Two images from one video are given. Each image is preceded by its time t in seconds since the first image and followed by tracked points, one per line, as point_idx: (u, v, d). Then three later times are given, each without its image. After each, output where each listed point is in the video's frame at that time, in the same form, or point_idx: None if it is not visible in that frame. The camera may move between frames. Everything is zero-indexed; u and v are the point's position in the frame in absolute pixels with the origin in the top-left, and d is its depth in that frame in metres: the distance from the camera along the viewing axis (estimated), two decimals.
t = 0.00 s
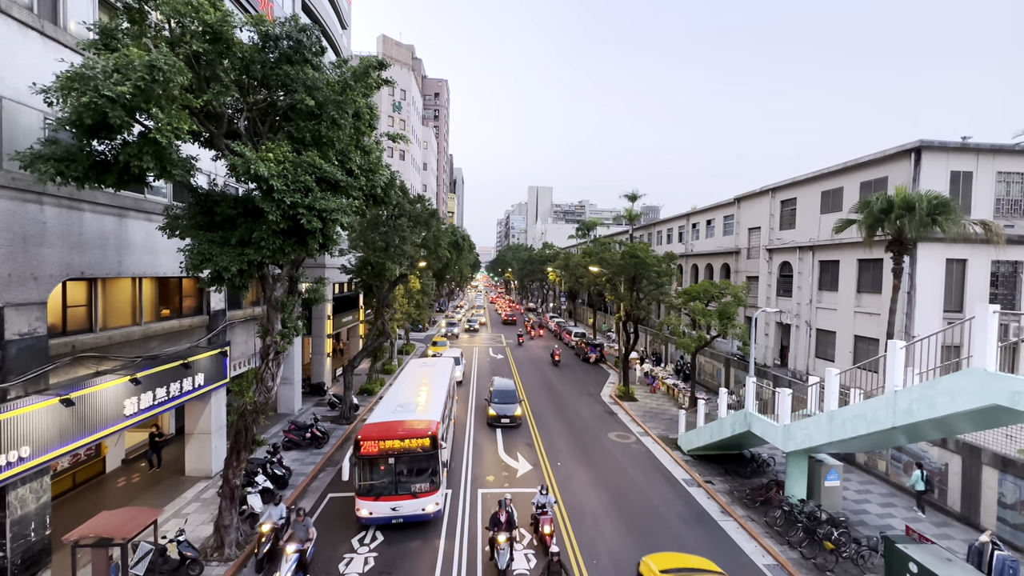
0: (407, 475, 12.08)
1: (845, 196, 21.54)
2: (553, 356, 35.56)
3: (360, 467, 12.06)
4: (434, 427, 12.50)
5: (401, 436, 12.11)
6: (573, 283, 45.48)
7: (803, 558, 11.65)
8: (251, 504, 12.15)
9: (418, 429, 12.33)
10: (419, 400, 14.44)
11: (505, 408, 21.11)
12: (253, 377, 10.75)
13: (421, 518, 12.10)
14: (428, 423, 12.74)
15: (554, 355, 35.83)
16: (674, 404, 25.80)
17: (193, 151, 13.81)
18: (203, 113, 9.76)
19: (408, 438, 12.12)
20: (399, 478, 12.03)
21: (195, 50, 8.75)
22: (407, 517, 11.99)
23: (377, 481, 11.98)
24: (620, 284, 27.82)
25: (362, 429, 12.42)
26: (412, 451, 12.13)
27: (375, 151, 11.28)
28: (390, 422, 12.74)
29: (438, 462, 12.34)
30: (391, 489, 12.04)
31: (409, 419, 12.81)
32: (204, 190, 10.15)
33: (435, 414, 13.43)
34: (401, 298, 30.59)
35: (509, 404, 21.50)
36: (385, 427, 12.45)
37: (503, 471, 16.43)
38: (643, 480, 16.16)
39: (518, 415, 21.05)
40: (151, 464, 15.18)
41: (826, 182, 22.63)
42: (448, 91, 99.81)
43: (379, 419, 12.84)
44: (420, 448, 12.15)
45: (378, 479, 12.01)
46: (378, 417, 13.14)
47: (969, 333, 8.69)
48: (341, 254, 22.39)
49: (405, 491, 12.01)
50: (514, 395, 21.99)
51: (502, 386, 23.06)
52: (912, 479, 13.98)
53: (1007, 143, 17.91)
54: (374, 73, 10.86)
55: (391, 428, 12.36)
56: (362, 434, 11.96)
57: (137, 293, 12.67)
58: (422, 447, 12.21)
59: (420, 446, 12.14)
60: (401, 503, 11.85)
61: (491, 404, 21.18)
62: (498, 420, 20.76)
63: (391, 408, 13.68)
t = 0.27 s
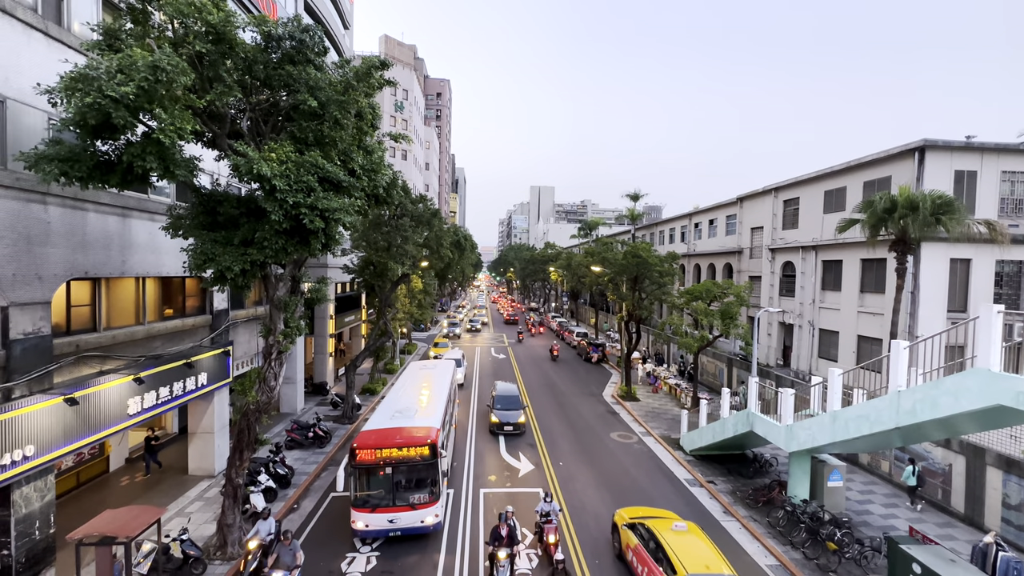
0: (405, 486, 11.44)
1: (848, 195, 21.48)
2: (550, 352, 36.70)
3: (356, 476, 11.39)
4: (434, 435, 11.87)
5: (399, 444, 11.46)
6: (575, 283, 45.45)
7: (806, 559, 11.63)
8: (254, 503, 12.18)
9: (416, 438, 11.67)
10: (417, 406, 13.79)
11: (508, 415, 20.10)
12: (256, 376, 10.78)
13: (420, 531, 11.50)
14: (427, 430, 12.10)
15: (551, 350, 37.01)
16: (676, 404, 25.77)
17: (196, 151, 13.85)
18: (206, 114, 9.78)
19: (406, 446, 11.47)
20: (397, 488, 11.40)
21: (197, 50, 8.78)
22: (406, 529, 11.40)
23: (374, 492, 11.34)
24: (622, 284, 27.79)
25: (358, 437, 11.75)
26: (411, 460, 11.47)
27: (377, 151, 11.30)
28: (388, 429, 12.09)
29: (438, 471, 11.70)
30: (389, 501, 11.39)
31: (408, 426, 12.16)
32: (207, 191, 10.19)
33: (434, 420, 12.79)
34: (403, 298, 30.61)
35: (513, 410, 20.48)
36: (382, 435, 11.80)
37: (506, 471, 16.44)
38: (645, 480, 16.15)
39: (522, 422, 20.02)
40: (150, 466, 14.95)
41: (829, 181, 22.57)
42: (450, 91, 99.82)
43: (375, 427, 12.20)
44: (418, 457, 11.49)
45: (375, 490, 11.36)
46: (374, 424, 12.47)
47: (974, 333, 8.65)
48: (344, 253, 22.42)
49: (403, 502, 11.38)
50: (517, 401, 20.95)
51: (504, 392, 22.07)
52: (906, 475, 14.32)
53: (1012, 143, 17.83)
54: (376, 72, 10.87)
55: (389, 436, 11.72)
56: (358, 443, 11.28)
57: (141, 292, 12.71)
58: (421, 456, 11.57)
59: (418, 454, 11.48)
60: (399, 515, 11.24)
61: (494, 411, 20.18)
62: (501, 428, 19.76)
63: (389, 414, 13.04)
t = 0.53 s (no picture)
0: (403, 498, 10.76)
1: (851, 195, 21.41)
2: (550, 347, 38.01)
3: (351, 488, 10.71)
4: (433, 444, 11.15)
5: (397, 454, 10.74)
6: (577, 283, 45.43)
7: (809, 559, 11.61)
8: (256, 502, 12.21)
9: (414, 447, 10.95)
10: (417, 411, 13.07)
11: (511, 422, 19.13)
12: (259, 376, 10.80)
13: (419, 546, 10.79)
14: (427, 439, 11.38)
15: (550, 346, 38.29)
16: (679, 404, 25.74)
17: (198, 151, 13.89)
18: (208, 114, 9.81)
19: (404, 456, 10.75)
20: (395, 500, 10.72)
21: (200, 50, 8.82)
22: (403, 545, 10.68)
23: (370, 504, 10.67)
24: (624, 283, 27.74)
25: (353, 446, 11.04)
26: (409, 470, 10.77)
27: (379, 151, 11.31)
28: (385, 437, 11.37)
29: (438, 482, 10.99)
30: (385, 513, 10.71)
31: (406, 434, 11.45)
32: (210, 190, 10.22)
33: (434, 428, 12.06)
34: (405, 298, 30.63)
35: (516, 417, 19.53)
36: (379, 444, 11.09)
37: (508, 471, 16.45)
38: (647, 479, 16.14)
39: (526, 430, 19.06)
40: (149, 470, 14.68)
41: (832, 181, 22.52)
42: (451, 91, 99.82)
43: (372, 435, 11.51)
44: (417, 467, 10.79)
45: (371, 502, 10.70)
46: (371, 431, 11.78)
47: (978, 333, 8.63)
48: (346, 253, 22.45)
49: (400, 516, 10.70)
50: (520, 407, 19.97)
51: (508, 397, 21.11)
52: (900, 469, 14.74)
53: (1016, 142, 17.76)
54: (378, 72, 10.89)
55: (386, 445, 11.01)
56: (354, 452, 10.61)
57: (144, 292, 12.76)
58: (420, 466, 10.85)
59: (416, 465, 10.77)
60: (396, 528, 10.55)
61: (496, 417, 19.26)
62: (504, 435, 18.82)
63: (386, 420, 12.32)
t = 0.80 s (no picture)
0: (400, 512, 10.18)
1: (854, 194, 21.36)
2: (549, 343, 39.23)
3: (345, 501, 10.08)
4: (432, 454, 10.48)
5: (394, 466, 10.08)
6: (579, 282, 45.40)
7: (811, 560, 11.57)
8: (259, 502, 12.21)
9: (412, 458, 10.29)
10: (415, 418, 12.48)
11: (514, 430, 18.12)
12: (261, 376, 10.83)
13: (416, 562, 10.24)
14: (426, 449, 10.72)
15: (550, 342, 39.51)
16: (681, 404, 25.71)
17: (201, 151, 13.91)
18: (211, 114, 9.85)
19: (401, 468, 10.09)
20: (391, 514, 10.15)
21: (203, 51, 8.85)
22: (400, 561, 10.12)
23: (366, 518, 10.10)
24: (626, 283, 27.70)
25: (347, 456, 10.37)
26: (406, 482, 10.13)
27: (381, 150, 11.33)
28: (381, 446, 10.72)
29: (436, 495, 10.39)
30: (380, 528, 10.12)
31: (403, 443, 10.83)
32: (213, 191, 10.26)
33: (434, 437, 11.39)
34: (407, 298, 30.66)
35: (520, 424, 18.50)
36: (375, 454, 10.43)
37: (510, 470, 16.46)
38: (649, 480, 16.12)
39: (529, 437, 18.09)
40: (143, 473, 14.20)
41: (835, 180, 22.46)
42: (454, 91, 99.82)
43: (368, 444, 10.88)
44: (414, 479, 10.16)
45: (366, 516, 10.11)
46: (367, 440, 11.14)
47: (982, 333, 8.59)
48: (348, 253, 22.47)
49: (397, 532, 10.11)
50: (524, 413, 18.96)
51: (510, 401, 20.06)
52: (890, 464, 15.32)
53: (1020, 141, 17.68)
54: (380, 72, 10.90)
55: (382, 455, 10.36)
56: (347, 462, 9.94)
57: (147, 292, 12.79)
58: (418, 478, 10.20)
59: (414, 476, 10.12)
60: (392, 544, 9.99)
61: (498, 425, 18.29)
62: (507, 444, 17.83)
63: (383, 428, 11.72)
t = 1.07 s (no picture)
0: (397, 527, 9.17)
1: (857, 194, 21.32)
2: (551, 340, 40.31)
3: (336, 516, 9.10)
4: (431, 466, 9.52)
5: (388, 478, 9.10)
6: (581, 282, 45.35)
7: (814, 561, 11.56)
8: (261, 501, 12.25)
9: (409, 469, 9.30)
10: (414, 426, 11.70)
11: (517, 437, 17.29)
12: (264, 375, 10.86)
13: None
14: (425, 459, 9.76)
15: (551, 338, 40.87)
16: (683, 404, 25.70)
17: (204, 152, 13.96)
18: (214, 114, 9.88)
19: (397, 480, 9.12)
20: (387, 530, 9.14)
21: (206, 52, 8.89)
22: None
23: (359, 535, 9.11)
24: (628, 283, 27.69)
25: (341, 467, 9.45)
26: (402, 496, 9.14)
27: (383, 150, 11.35)
28: (378, 457, 9.79)
29: (436, 509, 9.36)
30: (375, 545, 9.12)
31: (400, 454, 9.89)
32: (215, 191, 10.29)
33: (434, 446, 10.45)
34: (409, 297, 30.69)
35: (523, 431, 17.69)
36: (370, 465, 9.51)
37: (511, 470, 16.47)
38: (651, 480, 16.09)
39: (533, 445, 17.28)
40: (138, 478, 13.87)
41: (838, 179, 22.40)
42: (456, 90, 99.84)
43: (362, 454, 9.97)
44: (412, 492, 9.17)
45: (360, 532, 9.11)
46: (361, 449, 10.26)
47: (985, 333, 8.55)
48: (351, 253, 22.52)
49: (393, 549, 9.09)
50: (527, 419, 18.15)
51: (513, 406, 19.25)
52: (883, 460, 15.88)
53: None
54: (382, 72, 10.92)
55: (378, 466, 9.43)
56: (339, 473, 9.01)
57: (150, 292, 12.83)
58: (415, 491, 9.22)
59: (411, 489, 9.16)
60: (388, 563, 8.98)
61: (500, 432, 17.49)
62: (509, 452, 16.98)
63: (379, 437, 10.87)
